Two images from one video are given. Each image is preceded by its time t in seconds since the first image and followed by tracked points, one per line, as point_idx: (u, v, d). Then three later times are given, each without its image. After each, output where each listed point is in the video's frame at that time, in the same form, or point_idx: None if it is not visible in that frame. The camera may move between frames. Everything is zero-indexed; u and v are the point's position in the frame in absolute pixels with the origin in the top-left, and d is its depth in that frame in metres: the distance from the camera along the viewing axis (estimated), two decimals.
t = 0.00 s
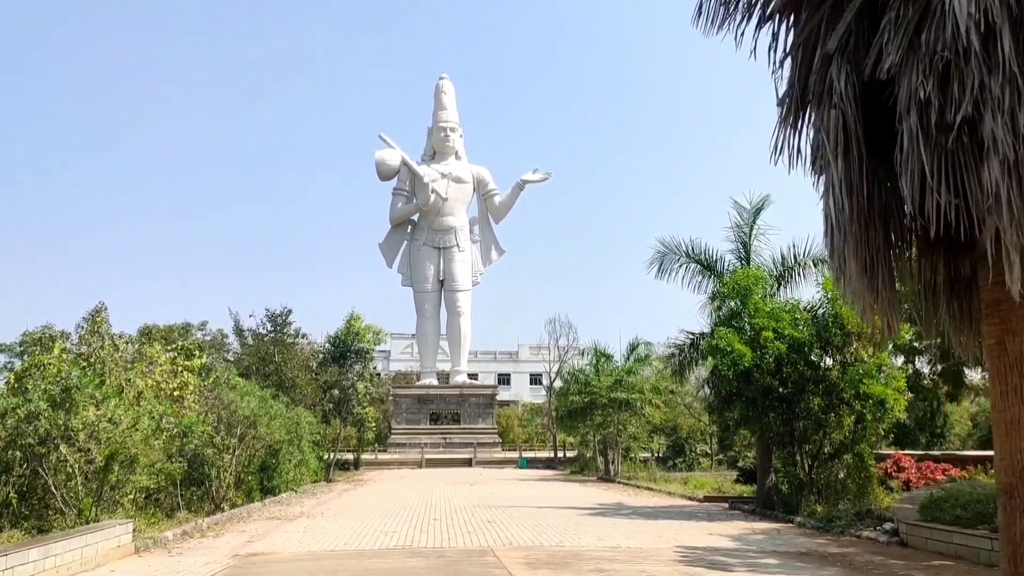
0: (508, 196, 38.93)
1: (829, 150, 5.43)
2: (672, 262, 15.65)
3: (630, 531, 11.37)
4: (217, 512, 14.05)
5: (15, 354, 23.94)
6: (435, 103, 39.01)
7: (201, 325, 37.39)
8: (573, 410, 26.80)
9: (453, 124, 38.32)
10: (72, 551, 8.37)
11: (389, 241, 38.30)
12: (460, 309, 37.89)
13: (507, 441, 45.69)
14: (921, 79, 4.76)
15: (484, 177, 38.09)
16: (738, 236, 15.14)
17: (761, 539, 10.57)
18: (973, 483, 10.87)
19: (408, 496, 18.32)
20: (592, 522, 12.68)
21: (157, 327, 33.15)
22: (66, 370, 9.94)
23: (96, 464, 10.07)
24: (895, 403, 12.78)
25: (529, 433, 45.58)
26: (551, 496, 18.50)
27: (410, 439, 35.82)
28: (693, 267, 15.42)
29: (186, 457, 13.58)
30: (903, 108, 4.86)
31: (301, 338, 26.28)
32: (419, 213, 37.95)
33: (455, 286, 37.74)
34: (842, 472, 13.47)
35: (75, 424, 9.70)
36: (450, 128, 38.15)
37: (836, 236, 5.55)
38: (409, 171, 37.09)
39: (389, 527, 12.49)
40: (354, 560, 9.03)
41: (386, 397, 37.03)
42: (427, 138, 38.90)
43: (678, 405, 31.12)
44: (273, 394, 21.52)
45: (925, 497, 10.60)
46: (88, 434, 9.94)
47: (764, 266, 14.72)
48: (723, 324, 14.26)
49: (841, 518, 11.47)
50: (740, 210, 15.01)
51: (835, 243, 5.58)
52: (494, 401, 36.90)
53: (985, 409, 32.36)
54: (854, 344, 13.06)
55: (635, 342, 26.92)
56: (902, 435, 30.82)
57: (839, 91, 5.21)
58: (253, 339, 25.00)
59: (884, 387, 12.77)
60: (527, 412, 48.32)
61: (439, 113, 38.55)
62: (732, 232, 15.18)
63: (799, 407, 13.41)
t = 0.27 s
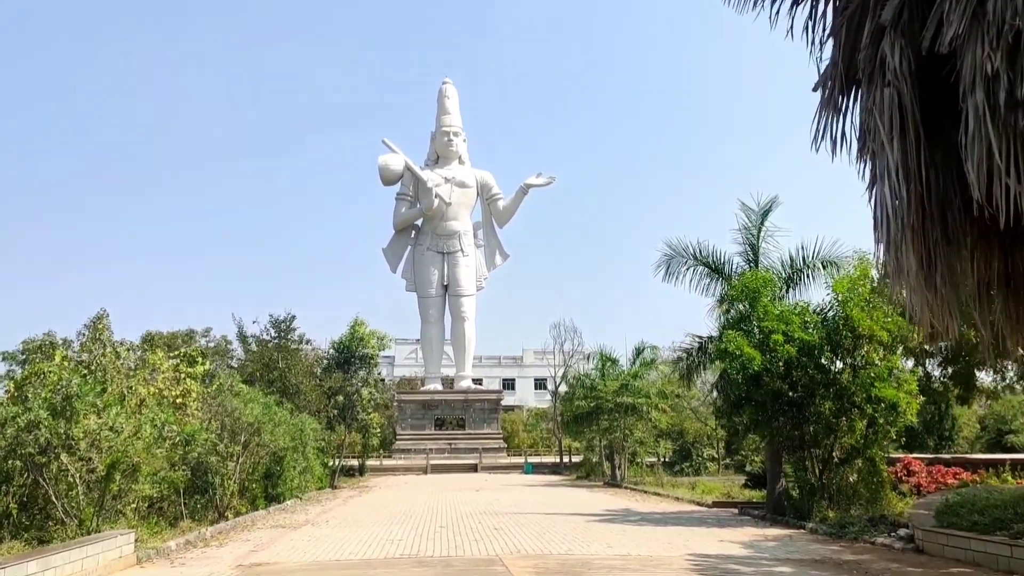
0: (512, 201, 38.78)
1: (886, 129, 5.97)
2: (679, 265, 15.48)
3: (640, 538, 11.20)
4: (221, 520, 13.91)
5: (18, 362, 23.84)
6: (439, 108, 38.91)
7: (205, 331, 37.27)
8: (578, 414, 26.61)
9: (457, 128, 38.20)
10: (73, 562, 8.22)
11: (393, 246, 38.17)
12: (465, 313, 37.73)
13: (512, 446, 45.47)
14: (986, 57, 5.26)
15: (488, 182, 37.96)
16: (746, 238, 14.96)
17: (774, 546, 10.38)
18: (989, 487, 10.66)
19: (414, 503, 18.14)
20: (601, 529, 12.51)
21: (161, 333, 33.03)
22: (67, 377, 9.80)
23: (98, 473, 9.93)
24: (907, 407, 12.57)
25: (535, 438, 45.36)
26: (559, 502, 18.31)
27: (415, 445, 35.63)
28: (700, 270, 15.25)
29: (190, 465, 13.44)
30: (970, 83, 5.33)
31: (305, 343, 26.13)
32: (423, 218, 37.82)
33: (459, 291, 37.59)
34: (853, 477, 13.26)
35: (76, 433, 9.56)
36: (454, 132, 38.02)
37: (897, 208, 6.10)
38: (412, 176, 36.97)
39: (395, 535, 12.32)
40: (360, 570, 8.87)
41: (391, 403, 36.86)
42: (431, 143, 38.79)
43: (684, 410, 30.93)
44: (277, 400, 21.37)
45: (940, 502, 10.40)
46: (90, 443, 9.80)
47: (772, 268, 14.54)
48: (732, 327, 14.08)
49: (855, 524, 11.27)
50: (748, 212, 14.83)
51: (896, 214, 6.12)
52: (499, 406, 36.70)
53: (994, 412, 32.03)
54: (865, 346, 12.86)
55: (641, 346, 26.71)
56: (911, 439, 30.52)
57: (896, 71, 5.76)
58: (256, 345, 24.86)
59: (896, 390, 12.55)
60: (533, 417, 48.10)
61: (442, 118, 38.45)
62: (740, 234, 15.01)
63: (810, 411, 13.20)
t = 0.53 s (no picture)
0: (516, 206, 38.66)
1: (942, 97, 5.75)
2: (686, 269, 15.32)
3: (648, 545, 11.00)
4: (223, 528, 13.77)
5: (21, 369, 23.73)
6: (443, 114, 38.83)
7: (210, 339, 37.19)
8: (584, 420, 26.42)
9: (461, 134, 38.11)
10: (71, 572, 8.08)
11: (398, 252, 38.06)
12: (470, 319, 37.57)
13: (518, 452, 45.26)
14: None
15: (492, 188, 37.84)
16: (753, 241, 14.79)
17: (785, 553, 10.18)
18: (1005, 493, 10.42)
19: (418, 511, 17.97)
20: (608, 536, 12.33)
21: (166, 340, 32.95)
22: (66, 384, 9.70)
23: (97, 480, 9.82)
24: (919, 411, 12.35)
25: (541, 444, 45.16)
26: (565, 509, 18.12)
27: (420, 452, 35.44)
28: (708, 273, 15.08)
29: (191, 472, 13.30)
30: None
31: (309, 350, 26.01)
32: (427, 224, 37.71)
33: (464, 297, 37.44)
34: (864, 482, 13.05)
35: (75, 440, 9.45)
36: (458, 138, 37.92)
37: (956, 184, 5.86)
38: (417, 183, 36.88)
39: (400, 543, 12.16)
40: None
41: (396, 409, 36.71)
42: (435, 149, 38.71)
43: (691, 415, 30.71)
44: (281, 407, 21.23)
45: (955, 507, 10.19)
46: (89, 450, 9.69)
47: (781, 272, 14.37)
48: (740, 331, 13.90)
49: (867, 531, 11.06)
50: (755, 215, 14.67)
51: (955, 191, 5.89)
52: (504, 412, 36.49)
53: (1004, 416, 31.71)
54: (875, 350, 12.67)
55: (647, 352, 26.52)
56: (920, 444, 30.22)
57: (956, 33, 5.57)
58: (260, 351, 24.76)
59: (908, 395, 12.33)
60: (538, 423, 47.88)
61: (447, 124, 38.36)
62: (747, 237, 14.84)
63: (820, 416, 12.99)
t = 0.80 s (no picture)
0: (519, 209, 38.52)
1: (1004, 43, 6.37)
2: (691, 269, 15.15)
3: (654, 550, 10.83)
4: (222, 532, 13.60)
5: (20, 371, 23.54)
6: (445, 116, 38.70)
7: (211, 340, 37.01)
8: (587, 423, 26.24)
9: (463, 136, 37.96)
10: None
11: (400, 254, 37.90)
12: (472, 322, 37.41)
13: (520, 455, 45.06)
14: None
15: (495, 190, 37.71)
16: (759, 241, 14.62)
17: (794, 559, 10.00)
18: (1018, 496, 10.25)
19: (420, 514, 17.78)
20: (613, 540, 12.15)
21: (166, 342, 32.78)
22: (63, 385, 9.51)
23: (94, 483, 9.62)
24: (929, 413, 12.19)
25: (543, 447, 44.97)
26: (569, 513, 17.94)
27: (421, 454, 35.26)
28: (713, 273, 14.90)
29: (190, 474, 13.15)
30: None
31: (310, 352, 25.83)
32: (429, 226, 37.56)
33: (466, 299, 37.29)
34: (874, 485, 12.88)
35: (71, 443, 9.25)
36: (460, 140, 37.78)
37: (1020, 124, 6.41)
38: (419, 184, 36.73)
39: (402, 547, 12.00)
40: None
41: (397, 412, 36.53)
42: (437, 151, 38.57)
43: (694, 417, 30.54)
44: (281, 410, 21.05)
45: (968, 511, 10.02)
46: (87, 452, 9.47)
47: (787, 271, 14.19)
48: (746, 331, 13.73)
49: (877, 535, 10.88)
50: (761, 214, 14.49)
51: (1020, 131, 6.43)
52: (506, 415, 36.31)
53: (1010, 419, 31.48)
54: (884, 350, 12.50)
55: (650, 354, 26.32)
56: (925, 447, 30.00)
57: None
58: (261, 353, 24.59)
59: (918, 397, 12.18)
60: (540, 426, 47.70)
61: (449, 126, 38.23)
62: (753, 237, 14.65)
63: (828, 418, 12.82)
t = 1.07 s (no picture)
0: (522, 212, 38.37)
1: None
2: (697, 271, 14.97)
3: (661, 556, 10.65)
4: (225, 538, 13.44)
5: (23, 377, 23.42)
6: (448, 119, 38.58)
7: (214, 345, 36.87)
8: (592, 427, 26.05)
9: (466, 139, 37.84)
10: None
11: (403, 258, 37.76)
12: (476, 326, 37.24)
13: (524, 460, 44.83)
14: None
15: (498, 193, 37.57)
16: (765, 242, 14.44)
17: (805, 565, 9.81)
18: None
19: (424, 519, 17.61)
20: (619, 546, 11.97)
21: (169, 347, 32.65)
22: (60, 390, 9.38)
23: (92, 489, 9.50)
24: (940, 416, 11.99)
25: (547, 451, 44.74)
26: (574, 518, 17.74)
27: (425, 459, 35.07)
28: (719, 275, 14.71)
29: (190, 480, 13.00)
30: None
31: (313, 356, 25.69)
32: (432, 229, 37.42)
33: (470, 303, 37.13)
34: (885, 490, 12.68)
35: (69, 448, 9.13)
36: (463, 143, 37.66)
37: None
38: (422, 188, 36.60)
39: (405, 553, 11.83)
40: None
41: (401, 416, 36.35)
42: (440, 154, 38.43)
43: (699, 421, 30.33)
44: (284, 414, 20.90)
45: (981, 516, 9.82)
46: (84, 458, 9.38)
47: (794, 273, 14.00)
48: (753, 334, 13.54)
49: (889, 541, 10.69)
50: (768, 215, 14.31)
51: None
52: (510, 419, 36.11)
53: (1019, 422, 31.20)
54: (894, 352, 12.29)
55: (655, 357, 26.10)
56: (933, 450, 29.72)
57: None
58: (264, 358, 24.45)
59: (929, 399, 11.98)
60: (545, 430, 47.47)
61: (451, 129, 38.10)
62: (760, 238, 14.47)
63: (837, 422, 12.61)
